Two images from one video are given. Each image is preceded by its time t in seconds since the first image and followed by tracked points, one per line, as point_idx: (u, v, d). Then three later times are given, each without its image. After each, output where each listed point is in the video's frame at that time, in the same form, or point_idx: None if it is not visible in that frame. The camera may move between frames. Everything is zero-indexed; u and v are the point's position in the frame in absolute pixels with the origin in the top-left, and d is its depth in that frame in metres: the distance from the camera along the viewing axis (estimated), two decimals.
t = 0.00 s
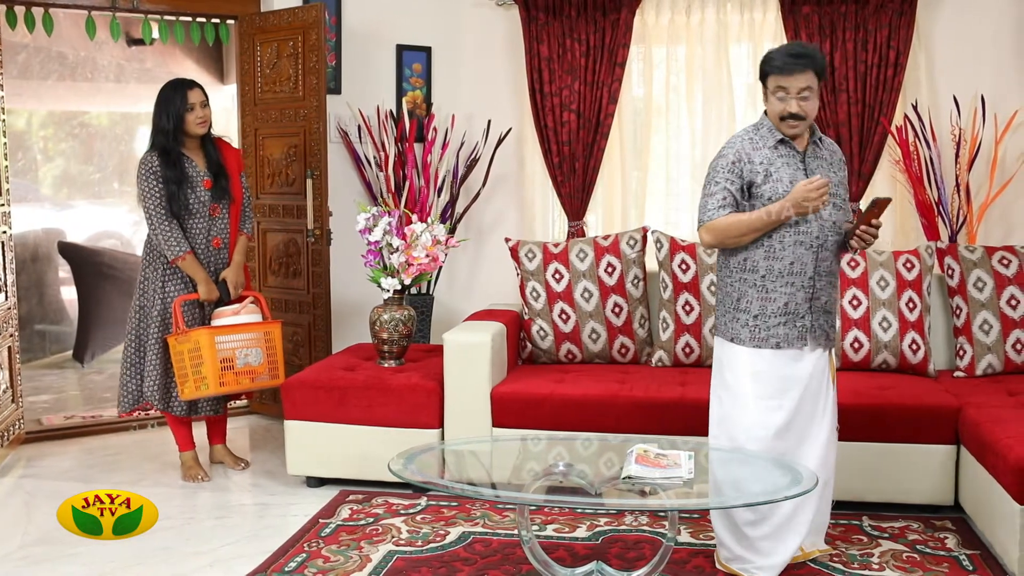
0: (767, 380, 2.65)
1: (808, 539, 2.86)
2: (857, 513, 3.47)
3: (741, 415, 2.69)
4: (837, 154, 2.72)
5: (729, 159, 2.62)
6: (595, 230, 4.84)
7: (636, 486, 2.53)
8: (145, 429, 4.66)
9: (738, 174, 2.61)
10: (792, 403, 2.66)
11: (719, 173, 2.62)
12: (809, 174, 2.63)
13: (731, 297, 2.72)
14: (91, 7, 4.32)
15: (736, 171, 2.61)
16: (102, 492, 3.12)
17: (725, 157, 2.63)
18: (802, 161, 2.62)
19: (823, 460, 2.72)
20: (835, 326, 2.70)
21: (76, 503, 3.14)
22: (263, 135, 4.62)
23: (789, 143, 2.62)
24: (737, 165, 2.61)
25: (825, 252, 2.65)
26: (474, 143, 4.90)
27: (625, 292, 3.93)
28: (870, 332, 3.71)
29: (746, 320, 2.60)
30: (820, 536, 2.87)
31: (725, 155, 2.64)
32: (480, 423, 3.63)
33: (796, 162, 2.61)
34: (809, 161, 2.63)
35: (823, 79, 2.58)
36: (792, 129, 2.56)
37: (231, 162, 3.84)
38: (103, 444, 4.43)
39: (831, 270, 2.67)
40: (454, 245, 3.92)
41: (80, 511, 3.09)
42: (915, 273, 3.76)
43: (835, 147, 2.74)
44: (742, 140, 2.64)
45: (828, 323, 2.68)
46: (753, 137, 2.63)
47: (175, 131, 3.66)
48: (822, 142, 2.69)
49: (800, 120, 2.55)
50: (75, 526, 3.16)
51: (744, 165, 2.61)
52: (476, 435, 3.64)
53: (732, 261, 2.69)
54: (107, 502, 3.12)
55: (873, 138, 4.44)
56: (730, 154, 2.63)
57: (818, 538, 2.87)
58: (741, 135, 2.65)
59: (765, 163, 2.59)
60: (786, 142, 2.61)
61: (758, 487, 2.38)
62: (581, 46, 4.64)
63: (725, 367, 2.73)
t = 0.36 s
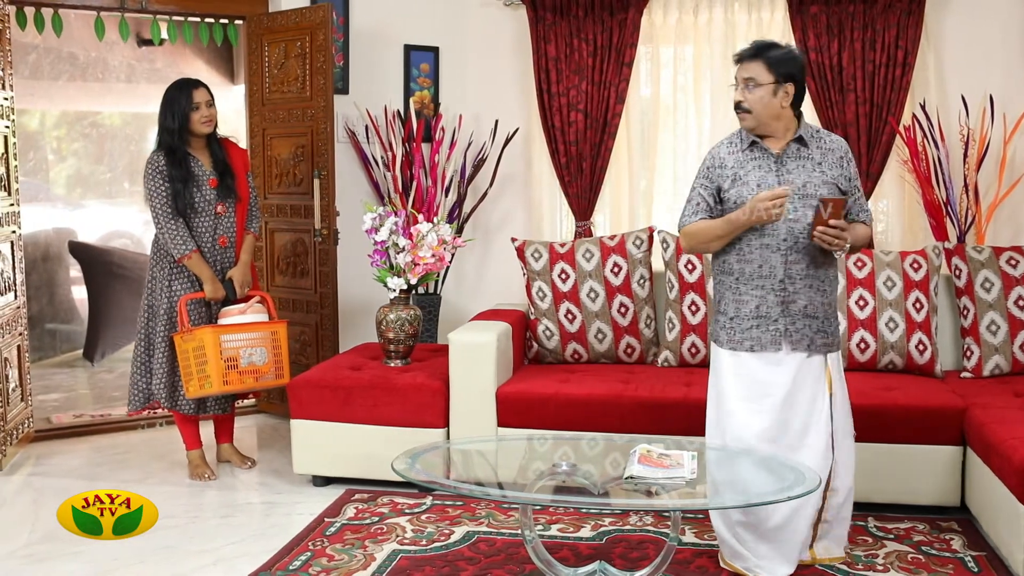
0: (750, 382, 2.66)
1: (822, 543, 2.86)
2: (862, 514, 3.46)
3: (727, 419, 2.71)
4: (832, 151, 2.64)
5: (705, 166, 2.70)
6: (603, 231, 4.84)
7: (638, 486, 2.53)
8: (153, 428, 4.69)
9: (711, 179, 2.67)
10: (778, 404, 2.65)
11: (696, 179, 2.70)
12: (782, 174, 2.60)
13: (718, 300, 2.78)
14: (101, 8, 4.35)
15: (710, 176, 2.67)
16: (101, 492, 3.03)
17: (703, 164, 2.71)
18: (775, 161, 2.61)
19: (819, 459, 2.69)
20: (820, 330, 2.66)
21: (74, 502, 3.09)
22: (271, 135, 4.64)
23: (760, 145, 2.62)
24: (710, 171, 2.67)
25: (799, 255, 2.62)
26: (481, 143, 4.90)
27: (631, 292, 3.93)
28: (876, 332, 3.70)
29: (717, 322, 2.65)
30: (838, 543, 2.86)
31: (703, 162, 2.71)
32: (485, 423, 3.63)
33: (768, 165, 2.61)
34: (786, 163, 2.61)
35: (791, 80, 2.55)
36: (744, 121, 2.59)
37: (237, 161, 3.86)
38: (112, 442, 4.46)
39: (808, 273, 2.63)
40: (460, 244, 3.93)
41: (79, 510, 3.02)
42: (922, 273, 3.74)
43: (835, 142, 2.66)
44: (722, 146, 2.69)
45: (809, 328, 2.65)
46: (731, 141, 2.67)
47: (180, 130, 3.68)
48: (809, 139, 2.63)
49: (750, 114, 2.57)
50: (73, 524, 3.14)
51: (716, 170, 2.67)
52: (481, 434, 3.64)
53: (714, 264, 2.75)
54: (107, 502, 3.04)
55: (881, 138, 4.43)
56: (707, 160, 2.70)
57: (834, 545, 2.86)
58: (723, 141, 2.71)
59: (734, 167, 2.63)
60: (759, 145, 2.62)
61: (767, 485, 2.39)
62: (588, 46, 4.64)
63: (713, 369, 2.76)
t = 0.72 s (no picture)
0: (728, 379, 2.69)
1: (813, 560, 2.68)
2: (862, 514, 3.45)
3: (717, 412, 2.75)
4: (824, 150, 2.53)
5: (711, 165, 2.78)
6: (604, 230, 4.84)
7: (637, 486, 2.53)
8: (155, 427, 4.70)
9: (710, 176, 2.75)
10: (751, 401, 2.64)
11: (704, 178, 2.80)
12: (762, 172, 2.59)
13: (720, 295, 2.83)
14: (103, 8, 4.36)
15: (710, 175, 2.75)
16: (101, 492, 3.05)
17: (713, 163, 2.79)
18: (758, 160, 2.60)
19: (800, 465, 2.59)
20: (791, 330, 2.59)
21: (74, 503, 3.10)
22: (273, 135, 4.65)
23: (749, 144, 2.63)
24: (711, 169, 2.75)
25: (762, 253, 2.60)
26: (482, 142, 4.91)
27: (632, 292, 3.93)
28: (876, 332, 3.70)
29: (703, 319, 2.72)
30: (833, 561, 2.67)
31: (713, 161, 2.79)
32: (484, 422, 3.63)
33: (750, 163, 2.61)
34: (768, 160, 2.58)
35: (779, 77, 2.52)
36: (733, 115, 2.61)
37: (238, 160, 3.87)
38: (113, 441, 4.47)
39: (774, 270, 2.60)
40: (460, 244, 3.94)
41: (79, 510, 3.03)
42: (923, 273, 3.74)
43: (832, 141, 2.54)
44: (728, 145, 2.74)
45: (778, 327, 2.60)
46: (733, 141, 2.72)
47: (181, 129, 3.69)
48: (797, 138, 2.56)
49: (735, 108, 2.59)
50: (72, 523, 3.15)
51: (714, 168, 2.74)
52: (480, 434, 3.65)
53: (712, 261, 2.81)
54: (107, 502, 3.05)
55: (882, 138, 4.42)
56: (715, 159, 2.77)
57: (833, 563, 2.67)
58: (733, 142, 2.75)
59: (723, 165, 2.68)
60: (748, 143, 2.64)
61: (769, 484, 2.39)
62: (589, 46, 4.64)
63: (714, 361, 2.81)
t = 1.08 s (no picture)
0: (736, 375, 2.72)
1: (802, 566, 2.66)
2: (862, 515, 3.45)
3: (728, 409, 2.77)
4: (837, 152, 2.50)
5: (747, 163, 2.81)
6: (606, 230, 4.84)
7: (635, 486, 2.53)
8: (156, 427, 4.71)
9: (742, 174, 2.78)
10: (752, 399, 2.66)
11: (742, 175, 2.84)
12: (776, 172, 2.60)
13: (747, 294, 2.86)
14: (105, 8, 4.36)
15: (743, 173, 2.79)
16: (101, 492, 3.02)
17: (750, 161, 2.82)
18: (774, 160, 2.61)
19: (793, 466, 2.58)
20: (795, 332, 2.59)
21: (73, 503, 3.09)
22: (275, 134, 4.66)
23: (772, 144, 2.65)
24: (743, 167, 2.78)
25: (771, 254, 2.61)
26: (485, 142, 4.91)
27: (632, 292, 3.93)
28: (877, 333, 3.70)
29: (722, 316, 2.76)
30: (819, 567, 2.64)
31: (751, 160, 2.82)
32: (485, 422, 3.64)
33: (769, 161, 2.63)
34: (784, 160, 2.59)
35: (799, 77, 2.51)
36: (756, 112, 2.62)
37: (243, 162, 3.86)
38: (115, 440, 4.49)
39: (780, 272, 2.60)
40: (461, 244, 3.94)
41: (79, 511, 2.99)
42: (924, 274, 3.73)
43: (847, 143, 2.50)
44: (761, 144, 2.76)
45: (782, 329, 2.60)
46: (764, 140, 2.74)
47: (187, 128, 3.70)
48: (811, 139, 2.54)
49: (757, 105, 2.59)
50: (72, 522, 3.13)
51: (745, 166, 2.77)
52: (481, 434, 3.65)
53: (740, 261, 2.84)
54: (108, 503, 3.02)
55: (884, 139, 4.41)
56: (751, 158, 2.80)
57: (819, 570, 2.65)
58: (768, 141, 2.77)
59: (749, 162, 2.71)
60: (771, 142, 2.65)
61: (762, 485, 2.39)
62: (591, 46, 4.64)
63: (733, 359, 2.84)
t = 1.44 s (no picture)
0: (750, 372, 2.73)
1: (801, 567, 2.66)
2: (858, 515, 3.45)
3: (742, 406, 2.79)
4: (843, 157, 2.50)
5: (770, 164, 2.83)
6: (603, 230, 4.85)
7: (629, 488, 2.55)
8: (154, 427, 4.72)
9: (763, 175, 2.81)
10: (760, 396, 2.68)
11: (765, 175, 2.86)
12: (789, 175, 2.62)
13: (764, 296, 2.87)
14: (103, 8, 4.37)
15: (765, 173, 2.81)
16: (101, 493, 3.07)
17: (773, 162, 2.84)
18: (788, 162, 2.64)
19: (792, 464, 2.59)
20: (799, 335, 2.60)
21: (75, 502, 3.13)
22: (273, 135, 4.66)
23: (790, 146, 2.66)
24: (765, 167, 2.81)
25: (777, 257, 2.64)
26: (482, 142, 4.92)
27: (629, 292, 3.93)
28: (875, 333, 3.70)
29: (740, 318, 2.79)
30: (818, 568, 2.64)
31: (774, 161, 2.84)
32: (482, 422, 3.64)
33: (786, 161, 2.65)
34: (798, 161, 2.61)
35: (814, 80, 2.49)
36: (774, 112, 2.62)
37: (225, 162, 3.87)
38: (114, 440, 4.49)
39: (785, 276, 2.63)
40: (458, 244, 3.94)
41: (80, 510, 3.05)
42: (921, 274, 3.73)
43: (854, 147, 2.49)
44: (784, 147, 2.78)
45: (787, 331, 2.62)
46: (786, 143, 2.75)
47: (171, 129, 3.70)
48: (821, 143, 2.55)
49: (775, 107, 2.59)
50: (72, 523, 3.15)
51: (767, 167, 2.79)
52: (478, 434, 3.66)
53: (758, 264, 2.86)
54: (107, 502, 3.06)
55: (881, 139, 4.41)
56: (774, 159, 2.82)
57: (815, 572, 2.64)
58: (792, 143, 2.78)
59: (768, 164, 2.73)
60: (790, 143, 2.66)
61: (754, 484, 2.41)
62: (589, 46, 4.64)
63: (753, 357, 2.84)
